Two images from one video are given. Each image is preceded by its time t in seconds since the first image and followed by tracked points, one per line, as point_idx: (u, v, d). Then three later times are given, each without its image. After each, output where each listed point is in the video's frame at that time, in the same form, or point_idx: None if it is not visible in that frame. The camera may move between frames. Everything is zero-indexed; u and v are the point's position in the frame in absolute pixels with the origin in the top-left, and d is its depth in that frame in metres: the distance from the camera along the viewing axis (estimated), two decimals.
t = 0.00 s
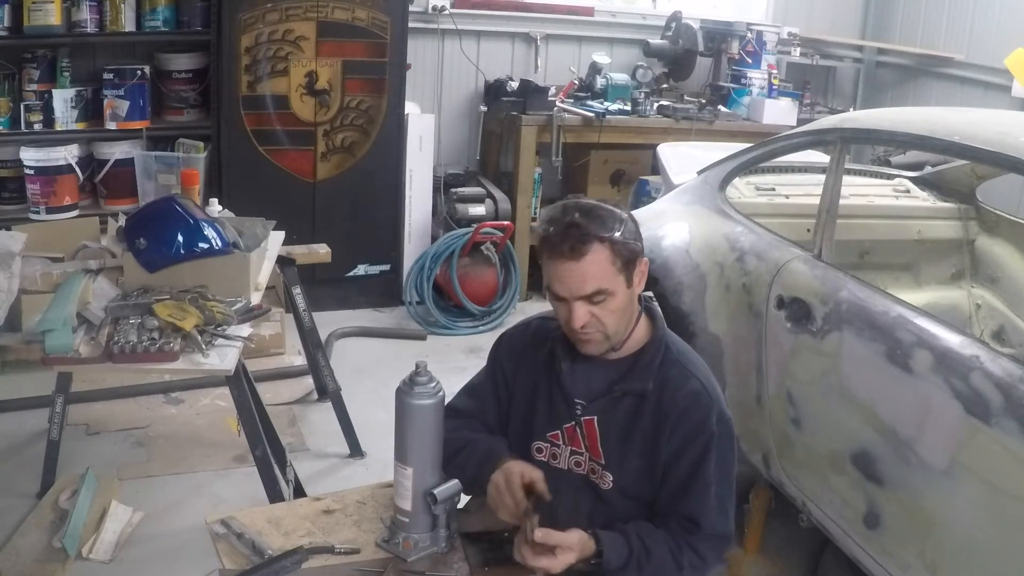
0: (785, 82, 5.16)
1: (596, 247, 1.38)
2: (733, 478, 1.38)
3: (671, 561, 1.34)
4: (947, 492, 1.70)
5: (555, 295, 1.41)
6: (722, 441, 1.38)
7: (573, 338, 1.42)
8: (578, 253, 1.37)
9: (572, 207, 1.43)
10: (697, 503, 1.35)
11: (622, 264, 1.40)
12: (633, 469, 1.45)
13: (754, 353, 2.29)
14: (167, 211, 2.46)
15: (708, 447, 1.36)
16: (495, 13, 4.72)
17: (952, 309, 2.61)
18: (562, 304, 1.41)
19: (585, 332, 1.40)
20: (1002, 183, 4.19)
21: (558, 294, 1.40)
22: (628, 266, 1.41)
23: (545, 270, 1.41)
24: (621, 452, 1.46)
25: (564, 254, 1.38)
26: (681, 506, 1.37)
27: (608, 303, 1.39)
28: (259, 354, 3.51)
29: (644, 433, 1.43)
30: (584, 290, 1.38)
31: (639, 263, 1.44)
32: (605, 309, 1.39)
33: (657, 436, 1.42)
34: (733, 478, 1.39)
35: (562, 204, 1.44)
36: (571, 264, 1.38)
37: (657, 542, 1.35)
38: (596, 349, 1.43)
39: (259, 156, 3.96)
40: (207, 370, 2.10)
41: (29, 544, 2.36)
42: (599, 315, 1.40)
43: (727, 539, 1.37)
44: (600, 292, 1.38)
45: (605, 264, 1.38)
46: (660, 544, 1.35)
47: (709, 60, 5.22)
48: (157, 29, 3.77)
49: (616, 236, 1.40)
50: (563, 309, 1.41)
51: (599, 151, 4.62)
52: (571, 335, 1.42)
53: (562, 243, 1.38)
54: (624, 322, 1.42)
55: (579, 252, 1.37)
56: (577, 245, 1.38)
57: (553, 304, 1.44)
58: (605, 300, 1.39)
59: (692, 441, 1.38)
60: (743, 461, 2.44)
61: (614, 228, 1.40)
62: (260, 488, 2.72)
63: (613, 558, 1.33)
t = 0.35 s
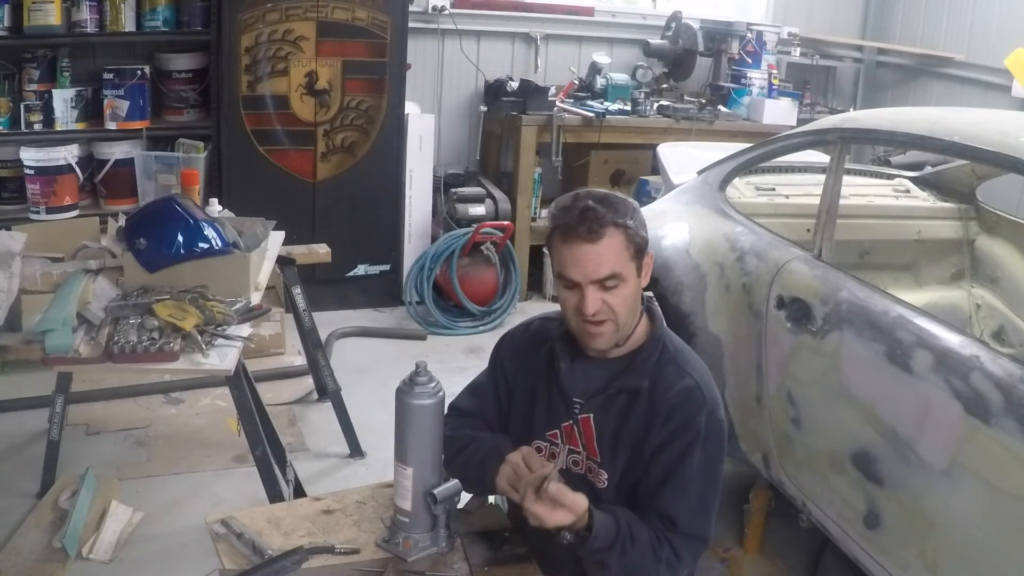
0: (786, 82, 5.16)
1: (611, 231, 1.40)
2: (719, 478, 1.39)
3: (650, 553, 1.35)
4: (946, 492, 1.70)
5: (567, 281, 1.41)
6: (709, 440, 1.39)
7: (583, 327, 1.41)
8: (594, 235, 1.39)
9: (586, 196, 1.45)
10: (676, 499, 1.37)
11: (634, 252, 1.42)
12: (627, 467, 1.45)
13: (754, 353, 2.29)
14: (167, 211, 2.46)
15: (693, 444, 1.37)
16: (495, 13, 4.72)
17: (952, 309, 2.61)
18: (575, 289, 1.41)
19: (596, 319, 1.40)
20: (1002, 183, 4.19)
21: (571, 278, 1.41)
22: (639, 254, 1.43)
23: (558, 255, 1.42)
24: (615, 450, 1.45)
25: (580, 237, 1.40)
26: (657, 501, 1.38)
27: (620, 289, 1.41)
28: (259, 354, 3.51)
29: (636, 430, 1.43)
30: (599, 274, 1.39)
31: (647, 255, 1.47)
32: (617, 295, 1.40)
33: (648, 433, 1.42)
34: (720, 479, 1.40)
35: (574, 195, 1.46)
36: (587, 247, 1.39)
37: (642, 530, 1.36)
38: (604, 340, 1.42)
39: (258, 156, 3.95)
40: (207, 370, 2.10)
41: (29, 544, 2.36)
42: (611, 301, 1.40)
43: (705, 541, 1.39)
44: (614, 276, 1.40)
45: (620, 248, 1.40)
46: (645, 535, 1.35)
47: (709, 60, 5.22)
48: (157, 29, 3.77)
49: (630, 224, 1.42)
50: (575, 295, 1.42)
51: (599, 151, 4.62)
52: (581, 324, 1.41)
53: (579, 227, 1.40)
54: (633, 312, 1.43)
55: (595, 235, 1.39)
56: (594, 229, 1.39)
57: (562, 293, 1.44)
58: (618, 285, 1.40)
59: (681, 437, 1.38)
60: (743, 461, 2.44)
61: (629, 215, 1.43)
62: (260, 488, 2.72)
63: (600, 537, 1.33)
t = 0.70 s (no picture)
0: (786, 82, 5.16)
1: (612, 226, 1.41)
2: (722, 473, 1.38)
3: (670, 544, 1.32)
4: (946, 491, 1.70)
5: (569, 275, 1.42)
6: (710, 435, 1.38)
7: (584, 323, 1.42)
8: (596, 230, 1.40)
9: (586, 192, 1.47)
10: (682, 493, 1.35)
11: (634, 246, 1.43)
12: (628, 465, 1.45)
13: (754, 353, 2.29)
14: (167, 211, 2.46)
15: (697, 439, 1.36)
16: (495, 13, 4.72)
17: (951, 309, 2.61)
18: (577, 284, 1.42)
19: (599, 314, 1.41)
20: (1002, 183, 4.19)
21: (573, 272, 1.41)
22: (639, 250, 1.44)
23: (559, 250, 1.43)
24: (616, 448, 1.45)
25: (582, 232, 1.40)
26: (666, 495, 1.36)
27: (621, 284, 1.42)
28: (259, 355, 3.51)
29: (636, 428, 1.43)
30: (601, 268, 1.40)
31: (645, 251, 1.48)
32: (618, 290, 1.41)
33: (648, 430, 1.41)
34: (723, 475, 1.39)
35: (574, 191, 1.47)
36: (589, 241, 1.40)
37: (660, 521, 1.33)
38: (605, 337, 1.43)
39: (258, 156, 3.96)
40: (207, 370, 2.10)
41: (29, 544, 2.36)
42: (613, 296, 1.41)
43: (715, 535, 1.36)
44: (615, 271, 1.41)
45: (621, 243, 1.41)
46: (663, 525, 1.33)
47: (709, 59, 5.22)
48: (157, 29, 3.77)
49: (630, 218, 1.44)
50: (576, 290, 1.42)
51: (599, 151, 4.62)
52: (582, 320, 1.42)
53: (580, 221, 1.41)
54: (634, 308, 1.44)
55: (597, 229, 1.40)
56: (595, 223, 1.41)
57: (563, 288, 1.44)
58: (619, 280, 1.42)
59: (682, 433, 1.37)
60: (743, 461, 2.44)
61: (629, 210, 1.44)
62: (260, 488, 2.72)
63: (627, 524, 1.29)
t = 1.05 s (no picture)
0: (786, 82, 5.17)
1: (617, 230, 1.42)
2: (727, 471, 1.37)
3: (666, 543, 1.32)
4: (946, 492, 1.70)
5: (571, 276, 1.43)
6: (715, 434, 1.37)
7: (583, 324, 1.43)
8: (600, 233, 1.41)
9: (595, 193, 1.47)
10: (684, 492, 1.34)
11: (640, 251, 1.44)
12: (633, 464, 1.45)
13: (754, 353, 2.29)
14: (167, 211, 2.46)
15: (704, 434, 1.36)
16: (495, 13, 4.73)
17: (951, 309, 2.61)
18: (578, 285, 1.43)
19: (597, 316, 1.42)
20: (1002, 183, 4.19)
21: (575, 273, 1.42)
22: (644, 254, 1.45)
23: (563, 250, 1.44)
24: (621, 447, 1.45)
25: (586, 234, 1.41)
26: (669, 491, 1.36)
27: (623, 288, 1.42)
28: (260, 355, 3.51)
29: (642, 427, 1.43)
30: (602, 271, 1.41)
31: (652, 256, 1.48)
32: (619, 294, 1.42)
33: (654, 430, 1.41)
34: (727, 475, 1.38)
35: (584, 190, 1.48)
36: (592, 244, 1.41)
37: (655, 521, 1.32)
38: (604, 339, 1.44)
39: (259, 156, 3.96)
40: (207, 370, 2.10)
41: (29, 544, 2.36)
42: (613, 299, 1.42)
43: (716, 534, 1.36)
44: (617, 275, 1.41)
45: (625, 247, 1.42)
46: (657, 524, 1.32)
47: (709, 59, 5.22)
48: (157, 29, 3.77)
49: (637, 223, 1.44)
50: (577, 291, 1.44)
51: (599, 151, 4.62)
52: (581, 320, 1.43)
53: (586, 223, 1.42)
54: (635, 312, 1.44)
55: (601, 232, 1.41)
56: (600, 226, 1.41)
57: (565, 287, 1.46)
58: (620, 284, 1.42)
59: (686, 432, 1.37)
60: (743, 461, 2.44)
61: (636, 214, 1.44)
62: (260, 488, 2.72)
63: (618, 525, 1.28)
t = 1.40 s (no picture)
0: (786, 82, 5.17)
1: (639, 242, 1.41)
2: (723, 488, 1.40)
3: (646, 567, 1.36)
4: (946, 492, 1.70)
5: (589, 284, 1.42)
6: (716, 450, 1.39)
7: (596, 331, 1.43)
8: (623, 244, 1.40)
9: (619, 201, 1.46)
10: (681, 507, 1.37)
11: (660, 264, 1.43)
12: (633, 471, 1.45)
13: (754, 353, 2.29)
14: (167, 211, 2.46)
15: (703, 452, 1.38)
16: (495, 13, 4.73)
17: (951, 309, 2.61)
18: (595, 294, 1.42)
19: (611, 325, 1.42)
20: (1003, 183, 4.19)
21: (592, 281, 1.42)
22: (664, 267, 1.44)
23: (583, 257, 1.43)
24: (624, 453, 1.45)
25: (607, 243, 1.40)
26: (661, 508, 1.38)
27: (640, 300, 1.41)
28: (260, 355, 3.52)
29: (645, 436, 1.43)
30: (620, 282, 1.40)
31: (670, 268, 1.47)
32: (636, 306, 1.41)
33: (658, 439, 1.42)
34: (724, 488, 1.40)
35: (607, 198, 1.47)
36: (614, 255, 1.40)
37: (636, 545, 1.36)
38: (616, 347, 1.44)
39: (258, 156, 3.96)
40: (207, 370, 2.10)
41: (28, 544, 2.36)
42: (629, 310, 1.41)
43: (705, 548, 1.39)
44: (636, 287, 1.41)
45: (646, 259, 1.41)
46: (638, 549, 1.36)
47: (709, 59, 5.22)
48: (157, 29, 3.77)
49: (659, 235, 1.43)
50: (593, 299, 1.43)
51: (599, 151, 4.62)
52: (594, 328, 1.43)
53: (608, 233, 1.41)
54: (649, 323, 1.44)
55: (623, 243, 1.40)
56: (623, 237, 1.40)
57: (581, 294, 1.45)
58: (637, 296, 1.42)
59: (689, 445, 1.39)
60: (743, 461, 2.44)
61: (659, 227, 1.43)
62: (260, 488, 2.72)
63: (594, 559, 1.33)
